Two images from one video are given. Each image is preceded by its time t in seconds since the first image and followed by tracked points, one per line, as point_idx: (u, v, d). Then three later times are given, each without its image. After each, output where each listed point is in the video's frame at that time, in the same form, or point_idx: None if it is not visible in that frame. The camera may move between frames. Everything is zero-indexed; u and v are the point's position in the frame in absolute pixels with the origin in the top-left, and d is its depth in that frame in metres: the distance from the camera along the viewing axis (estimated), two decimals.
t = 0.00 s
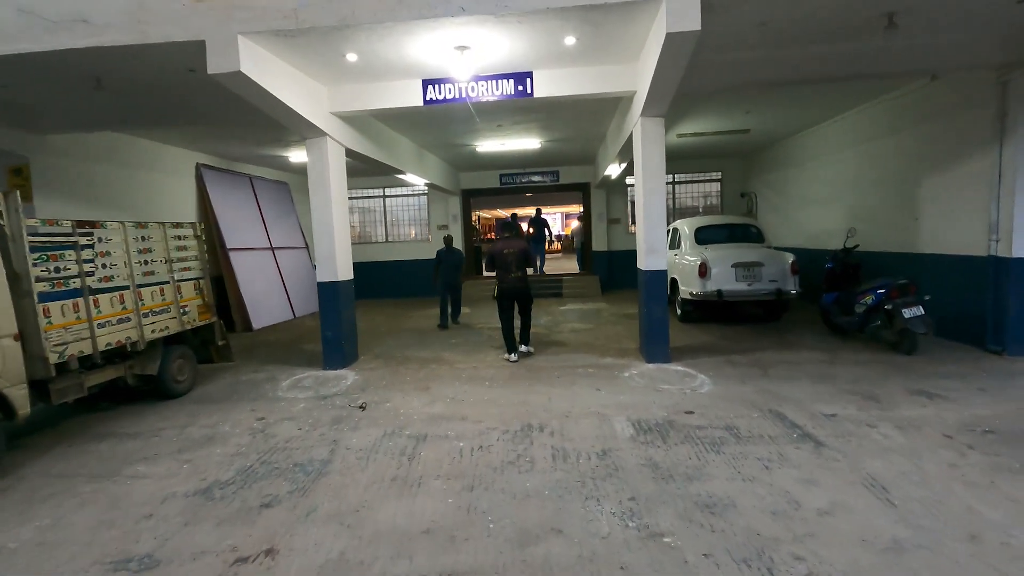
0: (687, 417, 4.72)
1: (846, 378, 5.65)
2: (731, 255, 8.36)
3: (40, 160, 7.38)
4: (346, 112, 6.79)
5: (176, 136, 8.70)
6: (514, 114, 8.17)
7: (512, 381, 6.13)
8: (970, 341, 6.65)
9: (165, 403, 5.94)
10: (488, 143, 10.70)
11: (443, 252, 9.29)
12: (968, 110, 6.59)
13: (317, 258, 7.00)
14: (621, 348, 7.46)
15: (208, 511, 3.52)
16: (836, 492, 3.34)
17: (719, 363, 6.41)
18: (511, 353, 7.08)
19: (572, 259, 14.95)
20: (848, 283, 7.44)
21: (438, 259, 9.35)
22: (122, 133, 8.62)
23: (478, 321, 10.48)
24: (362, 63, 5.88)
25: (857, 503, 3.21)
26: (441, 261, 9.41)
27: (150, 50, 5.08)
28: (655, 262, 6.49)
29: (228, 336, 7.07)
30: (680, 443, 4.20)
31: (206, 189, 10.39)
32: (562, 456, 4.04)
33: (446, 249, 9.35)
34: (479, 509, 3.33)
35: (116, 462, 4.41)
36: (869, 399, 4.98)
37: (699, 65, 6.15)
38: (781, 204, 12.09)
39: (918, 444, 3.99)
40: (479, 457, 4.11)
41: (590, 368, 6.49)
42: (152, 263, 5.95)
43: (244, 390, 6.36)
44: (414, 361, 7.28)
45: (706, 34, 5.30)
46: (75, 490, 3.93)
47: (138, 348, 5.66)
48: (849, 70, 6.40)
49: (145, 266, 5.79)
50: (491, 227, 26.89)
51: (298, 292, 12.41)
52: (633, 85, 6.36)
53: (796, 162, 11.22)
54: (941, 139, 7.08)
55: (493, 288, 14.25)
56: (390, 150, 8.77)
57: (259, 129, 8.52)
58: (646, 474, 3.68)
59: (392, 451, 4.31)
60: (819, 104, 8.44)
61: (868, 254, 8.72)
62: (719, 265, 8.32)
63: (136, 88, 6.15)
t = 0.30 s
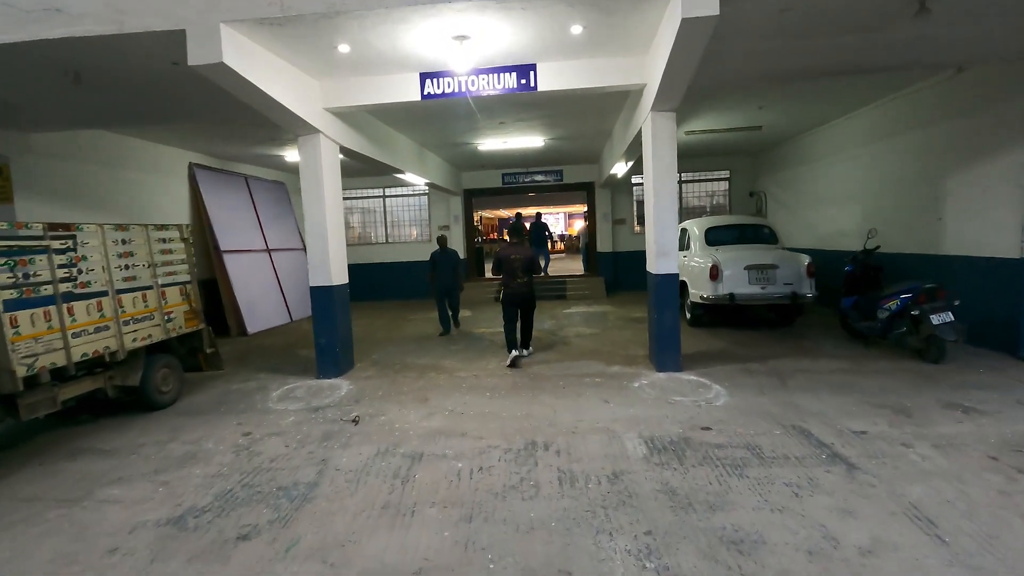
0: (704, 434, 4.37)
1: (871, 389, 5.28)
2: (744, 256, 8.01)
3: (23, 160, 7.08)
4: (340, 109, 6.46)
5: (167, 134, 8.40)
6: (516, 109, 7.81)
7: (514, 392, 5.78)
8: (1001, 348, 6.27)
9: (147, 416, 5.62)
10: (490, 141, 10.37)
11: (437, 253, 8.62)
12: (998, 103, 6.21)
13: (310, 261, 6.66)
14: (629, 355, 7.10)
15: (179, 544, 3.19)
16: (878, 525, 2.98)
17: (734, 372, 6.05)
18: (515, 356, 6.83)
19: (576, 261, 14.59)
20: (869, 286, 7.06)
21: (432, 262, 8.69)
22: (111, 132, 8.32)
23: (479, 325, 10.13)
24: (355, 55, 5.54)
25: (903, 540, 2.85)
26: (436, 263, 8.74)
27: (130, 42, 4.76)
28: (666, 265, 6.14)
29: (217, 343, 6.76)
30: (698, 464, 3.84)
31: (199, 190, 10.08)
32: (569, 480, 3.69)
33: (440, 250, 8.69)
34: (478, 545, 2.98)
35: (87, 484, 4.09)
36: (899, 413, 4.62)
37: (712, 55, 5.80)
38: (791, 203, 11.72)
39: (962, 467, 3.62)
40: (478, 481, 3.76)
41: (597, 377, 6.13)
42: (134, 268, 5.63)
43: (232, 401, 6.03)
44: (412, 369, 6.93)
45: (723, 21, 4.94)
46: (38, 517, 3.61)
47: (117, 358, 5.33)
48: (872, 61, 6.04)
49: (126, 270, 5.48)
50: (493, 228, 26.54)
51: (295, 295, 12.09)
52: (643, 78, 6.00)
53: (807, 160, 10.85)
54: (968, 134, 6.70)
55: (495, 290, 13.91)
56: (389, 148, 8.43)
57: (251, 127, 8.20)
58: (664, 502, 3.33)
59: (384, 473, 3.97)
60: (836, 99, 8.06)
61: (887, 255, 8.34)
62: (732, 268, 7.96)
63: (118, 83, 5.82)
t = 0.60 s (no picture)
0: (711, 455, 4.03)
1: (891, 404, 4.92)
2: (751, 260, 7.66)
3: None
4: (326, 106, 6.15)
5: (151, 134, 8.11)
6: (512, 106, 7.49)
7: (508, 406, 5.45)
8: None
9: (120, 431, 5.31)
10: (487, 141, 10.04)
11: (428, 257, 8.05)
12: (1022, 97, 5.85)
13: (295, 267, 6.35)
14: (631, 365, 6.75)
15: None
16: (909, 571, 2.64)
17: (742, 385, 5.69)
18: (519, 357, 7.06)
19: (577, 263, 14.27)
20: (883, 292, 6.71)
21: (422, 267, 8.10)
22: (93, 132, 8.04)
23: (476, 331, 9.80)
24: (339, 49, 5.23)
25: None
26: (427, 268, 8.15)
27: (94, 34, 4.44)
28: (670, 270, 5.79)
29: (198, 352, 6.45)
30: (705, 492, 3.50)
31: (188, 191, 9.79)
32: (563, 511, 3.36)
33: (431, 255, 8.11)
34: None
35: (41, 510, 3.78)
36: (923, 433, 4.26)
37: (717, 45, 5.45)
38: (798, 204, 11.35)
39: (998, 498, 3.27)
40: (463, 511, 3.44)
41: (596, 389, 5.79)
42: (106, 275, 5.32)
43: (210, 414, 5.71)
44: (402, 380, 6.60)
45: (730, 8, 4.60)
46: None
47: (86, 371, 5.03)
48: (887, 52, 5.69)
49: (96, 277, 5.17)
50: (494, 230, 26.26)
51: (288, 300, 11.79)
52: (644, 73, 5.66)
53: (815, 159, 10.48)
54: (989, 131, 6.34)
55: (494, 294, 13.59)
56: (381, 148, 8.10)
57: (238, 126, 7.90)
58: (667, 540, 2.99)
59: (362, 501, 3.65)
60: (848, 94, 7.70)
61: (901, 258, 7.98)
62: (738, 272, 7.61)
63: (90, 79, 5.52)
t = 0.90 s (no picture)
0: (717, 477, 3.72)
1: (907, 419, 4.61)
2: (756, 263, 7.35)
3: None
4: (310, 102, 5.83)
5: (132, 132, 7.80)
6: (507, 102, 7.19)
7: (500, 419, 5.14)
8: None
9: (89, 447, 5.01)
10: (482, 139, 9.74)
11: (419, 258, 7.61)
12: None
13: (277, 271, 6.04)
14: (631, 373, 6.45)
15: None
16: None
17: (748, 396, 5.38)
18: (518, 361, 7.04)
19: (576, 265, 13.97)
20: (896, 297, 6.40)
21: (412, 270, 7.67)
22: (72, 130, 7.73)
23: (471, 336, 9.49)
24: (321, 40, 4.93)
25: None
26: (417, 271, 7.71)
27: (52, 25, 4.14)
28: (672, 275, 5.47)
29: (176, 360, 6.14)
30: (711, 521, 3.19)
31: (173, 192, 9.48)
32: (555, 543, 3.05)
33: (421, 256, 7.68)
34: None
35: None
36: (945, 452, 3.95)
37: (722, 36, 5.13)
38: (803, 205, 11.03)
39: None
40: (446, 542, 3.13)
41: (594, 400, 5.48)
42: (73, 280, 5.01)
43: (186, 428, 5.41)
44: (391, 389, 6.30)
45: None
46: None
47: (50, 383, 4.72)
48: (902, 43, 5.38)
49: (62, 283, 4.86)
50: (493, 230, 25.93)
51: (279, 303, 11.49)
52: (645, 66, 5.35)
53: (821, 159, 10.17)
54: (1007, 127, 6.03)
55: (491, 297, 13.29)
56: (371, 147, 7.80)
57: (222, 124, 7.60)
58: None
59: (338, 529, 3.34)
60: (857, 90, 7.38)
61: (912, 261, 7.67)
62: (743, 275, 7.30)
63: (57, 73, 5.22)
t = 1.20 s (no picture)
0: (732, 498, 3.40)
1: (935, 432, 4.28)
2: (765, 265, 7.03)
3: None
4: (296, 95, 5.53)
5: (114, 130, 7.49)
6: (505, 97, 6.89)
7: (497, 431, 4.82)
8: None
9: (58, 461, 4.70)
10: (480, 138, 9.43)
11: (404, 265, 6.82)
12: None
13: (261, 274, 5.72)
14: (635, 381, 6.12)
15: None
16: None
17: (761, 406, 5.05)
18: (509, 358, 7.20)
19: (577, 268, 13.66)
20: (914, 301, 6.06)
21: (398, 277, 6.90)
22: (53, 128, 7.43)
23: (469, 341, 9.17)
24: (305, 27, 4.62)
25: None
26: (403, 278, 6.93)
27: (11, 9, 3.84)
28: (679, 277, 5.14)
29: (155, 369, 5.81)
30: (729, 550, 2.87)
31: (161, 193, 9.17)
32: None
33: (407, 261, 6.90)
34: None
35: None
36: (982, 470, 3.61)
37: (733, 22, 4.81)
38: (811, 205, 10.71)
39: None
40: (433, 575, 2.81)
41: (597, 411, 5.16)
42: (40, 284, 4.68)
43: (162, 440, 5.08)
44: (382, 398, 5.97)
45: None
46: None
47: (15, 395, 4.40)
48: (922, 30, 5.06)
49: (27, 287, 4.54)
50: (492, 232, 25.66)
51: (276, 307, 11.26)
52: (651, 55, 5.03)
53: (830, 158, 9.85)
54: None
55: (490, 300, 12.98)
56: (363, 144, 7.48)
57: (208, 121, 7.29)
58: None
59: (315, 559, 3.03)
60: (871, 83, 7.07)
61: (928, 263, 7.34)
62: (751, 278, 6.98)
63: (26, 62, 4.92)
